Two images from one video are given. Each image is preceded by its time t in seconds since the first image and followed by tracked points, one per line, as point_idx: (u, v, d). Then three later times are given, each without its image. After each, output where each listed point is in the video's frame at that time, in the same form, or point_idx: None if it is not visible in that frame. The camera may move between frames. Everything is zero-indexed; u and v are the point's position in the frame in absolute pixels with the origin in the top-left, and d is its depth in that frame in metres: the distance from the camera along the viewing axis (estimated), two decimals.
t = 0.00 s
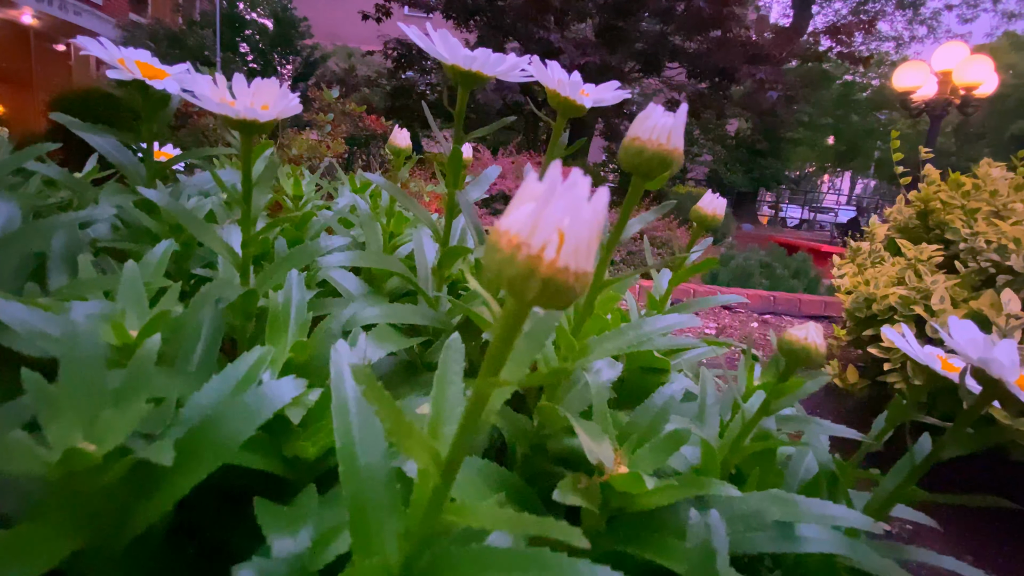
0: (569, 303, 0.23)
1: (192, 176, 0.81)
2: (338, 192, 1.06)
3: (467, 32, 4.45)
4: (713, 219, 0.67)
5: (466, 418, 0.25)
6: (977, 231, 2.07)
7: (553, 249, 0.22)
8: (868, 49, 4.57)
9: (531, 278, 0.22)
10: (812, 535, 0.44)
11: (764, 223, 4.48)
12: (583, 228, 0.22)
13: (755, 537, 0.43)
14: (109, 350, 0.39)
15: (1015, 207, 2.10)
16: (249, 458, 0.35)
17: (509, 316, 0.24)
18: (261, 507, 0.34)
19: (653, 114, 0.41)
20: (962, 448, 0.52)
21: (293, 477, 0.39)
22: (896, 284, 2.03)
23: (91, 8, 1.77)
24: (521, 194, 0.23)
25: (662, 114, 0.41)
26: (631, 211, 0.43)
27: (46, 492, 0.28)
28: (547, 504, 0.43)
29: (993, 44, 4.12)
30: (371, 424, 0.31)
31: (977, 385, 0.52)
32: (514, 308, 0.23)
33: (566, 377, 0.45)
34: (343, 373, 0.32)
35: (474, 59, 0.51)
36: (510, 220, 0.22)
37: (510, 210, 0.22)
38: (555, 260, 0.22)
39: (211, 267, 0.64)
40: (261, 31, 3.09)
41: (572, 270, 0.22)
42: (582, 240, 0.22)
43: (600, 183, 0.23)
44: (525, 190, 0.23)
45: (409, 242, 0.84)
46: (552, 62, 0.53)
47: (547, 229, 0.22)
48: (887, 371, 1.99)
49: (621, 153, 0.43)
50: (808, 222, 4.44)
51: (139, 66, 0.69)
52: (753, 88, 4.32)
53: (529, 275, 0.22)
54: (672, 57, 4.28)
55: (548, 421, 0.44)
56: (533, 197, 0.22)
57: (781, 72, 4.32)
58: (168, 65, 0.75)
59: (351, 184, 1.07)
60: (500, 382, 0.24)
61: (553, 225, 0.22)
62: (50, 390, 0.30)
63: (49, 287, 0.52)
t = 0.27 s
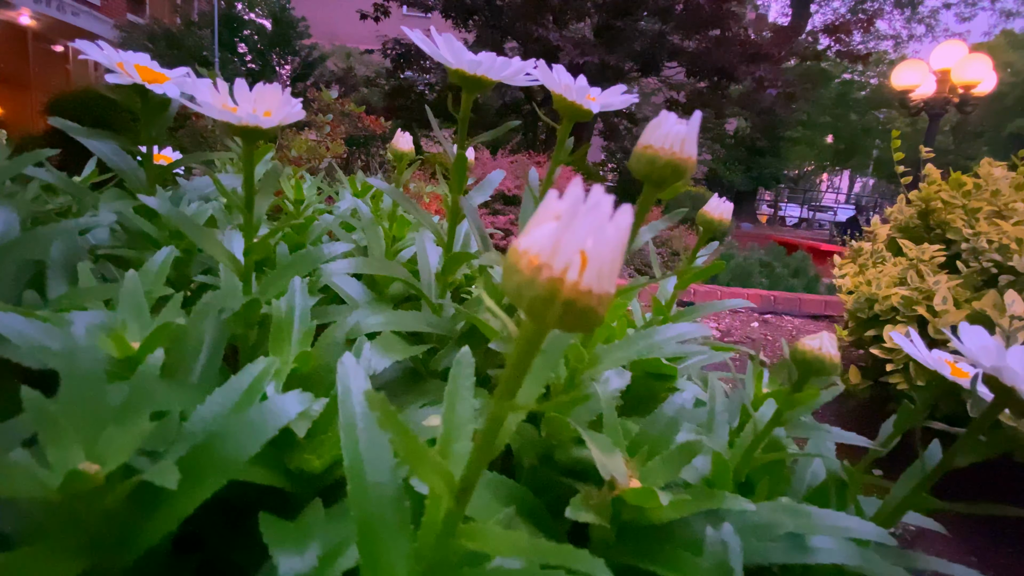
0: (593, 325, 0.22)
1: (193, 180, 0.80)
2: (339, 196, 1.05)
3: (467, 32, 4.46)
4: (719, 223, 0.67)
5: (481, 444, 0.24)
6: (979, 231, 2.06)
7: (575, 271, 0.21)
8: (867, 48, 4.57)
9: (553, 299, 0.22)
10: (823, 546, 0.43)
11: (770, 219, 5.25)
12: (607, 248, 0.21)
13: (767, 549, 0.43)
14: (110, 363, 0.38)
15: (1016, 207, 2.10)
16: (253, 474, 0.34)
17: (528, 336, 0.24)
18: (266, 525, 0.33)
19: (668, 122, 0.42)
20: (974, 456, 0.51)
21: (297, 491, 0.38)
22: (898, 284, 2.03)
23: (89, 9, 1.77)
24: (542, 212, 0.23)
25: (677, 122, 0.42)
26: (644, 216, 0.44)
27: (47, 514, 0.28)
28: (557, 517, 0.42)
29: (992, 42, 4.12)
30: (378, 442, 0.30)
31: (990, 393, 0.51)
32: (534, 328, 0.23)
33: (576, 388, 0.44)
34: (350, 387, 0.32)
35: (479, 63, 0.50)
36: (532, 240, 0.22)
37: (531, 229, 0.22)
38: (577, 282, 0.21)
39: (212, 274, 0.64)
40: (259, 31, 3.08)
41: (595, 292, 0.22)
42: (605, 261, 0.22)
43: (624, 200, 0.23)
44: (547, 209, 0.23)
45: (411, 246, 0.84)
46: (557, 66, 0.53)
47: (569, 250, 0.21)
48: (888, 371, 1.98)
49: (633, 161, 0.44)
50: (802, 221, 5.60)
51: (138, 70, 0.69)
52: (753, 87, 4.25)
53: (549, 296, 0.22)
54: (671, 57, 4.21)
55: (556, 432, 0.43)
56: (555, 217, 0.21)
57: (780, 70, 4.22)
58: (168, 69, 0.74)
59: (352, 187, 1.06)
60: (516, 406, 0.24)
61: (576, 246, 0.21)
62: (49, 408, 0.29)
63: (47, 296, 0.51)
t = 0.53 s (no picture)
0: (616, 345, 0.23)
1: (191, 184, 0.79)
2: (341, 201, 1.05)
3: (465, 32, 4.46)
4: (726, 228, 0.66)
5: (497, 465, 0.25)
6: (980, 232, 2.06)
7: (598, 292, 0.22)
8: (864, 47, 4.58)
9: (575, 323, 0.22)
10: (836, 558, 0.43)
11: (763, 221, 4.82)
12: (630, 270, 0.22)
13: (780, 561, 0.42)
14: (109, 375, 0.37)
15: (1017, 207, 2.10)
16: (255, 490, 0.34)
17: (546, 354, 0.24)
18: (271, 542, 0.32)
19: (680, 129, 0.44)
20: (985, 463, 0.51)
21: (301, 505, 0.37)
22: (899, 285, 2.02)
23: (86, 10, 1.76)
24: (564, 229, 0.24)
25: (686, 130, 0.44)
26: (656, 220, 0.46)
27: (43, 536, 0.27)
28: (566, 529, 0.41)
29: (988, 41, 4.14)
30: (384, 458, 0.30)
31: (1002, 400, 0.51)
32: (555, 349, 0.24)
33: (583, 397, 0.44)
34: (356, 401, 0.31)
35: (484, 67, 0.49)
36: (553, 259, 0.22)
37: (554, 247, 0.23)
38: (599, 305, 0.22)
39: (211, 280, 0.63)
40: (257, 32, 3.08)
41: (617, 313, 0.22)
42: (628, 282, 0.22)
43: (646, 220, 0.23)
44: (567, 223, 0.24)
45: (412, 250, 0.83)
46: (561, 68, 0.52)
47: (592, 272, 0.22)
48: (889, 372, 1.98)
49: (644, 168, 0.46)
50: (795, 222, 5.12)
51: (136, 73, 0.68)
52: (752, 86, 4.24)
53: (573, 320, 0.23)
54: (670, 56, 4.24)
55: (563, 442, 0.42)
56: (578, 237, 0.22)
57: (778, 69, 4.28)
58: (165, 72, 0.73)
59: (353, 191, 1.06)
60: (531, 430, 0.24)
61: (599, 268, 0.22)
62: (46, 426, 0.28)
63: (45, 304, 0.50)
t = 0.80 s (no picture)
0: (637, 382, 0.23)
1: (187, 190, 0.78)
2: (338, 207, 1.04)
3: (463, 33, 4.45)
4: (731, 235, 0.65)
5: (503, 512, 0.26)
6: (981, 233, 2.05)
7: (621, 328, 0.22)
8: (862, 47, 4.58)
9: (597, 360, 0.22)
10: None
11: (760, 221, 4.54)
12: (652, 307, 0.22)
13: None
14: (96, 396, 0.35)
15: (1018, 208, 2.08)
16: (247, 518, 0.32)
17: (561, 389, 0.24)
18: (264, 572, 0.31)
19: (694, 140, 0.44)
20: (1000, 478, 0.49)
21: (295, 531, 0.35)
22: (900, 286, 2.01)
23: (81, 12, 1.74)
24: (581, 260, 0.23)
25: (699, 140, 0.44)
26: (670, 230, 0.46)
27: None
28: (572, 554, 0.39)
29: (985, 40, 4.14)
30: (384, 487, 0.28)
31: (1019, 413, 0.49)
32: (572, 386, 0.24)
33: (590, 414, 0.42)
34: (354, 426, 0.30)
35: (484, 73, 0.48)
36: (574, 292, 0.22)
37: (572, 281, 0.23)
38: (623, 341, 0.22)
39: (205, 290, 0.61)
40: (254, 33, 3.08)
41: (640, 350, 0.22)
42: (651, 317, 0.22)
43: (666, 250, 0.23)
44: (584, 255, 0.24)
45: (412, 255, 0.82)
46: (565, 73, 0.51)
47: (614, 308, 0.22)
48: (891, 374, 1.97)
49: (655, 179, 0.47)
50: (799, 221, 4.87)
51: (128, 78, 0.66)
52: (750, 85, 4.29)
53: (593, 357, 0.22)
54: (668, 56, 4.26)
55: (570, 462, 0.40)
56: (597, 272, 0.22)
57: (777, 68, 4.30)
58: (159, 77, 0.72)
59: (350, 197, 1.05)
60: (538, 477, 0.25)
61: (619, 305, 0.22)
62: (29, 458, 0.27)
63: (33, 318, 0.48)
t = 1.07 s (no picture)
0: (663, 447, 0.22)
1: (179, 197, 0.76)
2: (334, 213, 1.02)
3: (461, 34, 4.46)
4: (739, 244, 0.63)
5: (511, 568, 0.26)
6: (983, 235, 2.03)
7: (646, 391, 0.21)
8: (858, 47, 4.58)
9: (620, 423, 0.21)
10: None
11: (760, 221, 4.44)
12: (681, 366, 0.21)
13: None
14: (74, 425, 0.33)
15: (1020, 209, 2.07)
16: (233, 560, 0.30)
17: (578, 447, 0.23)
18: None
19: (708, 153, 0.40)
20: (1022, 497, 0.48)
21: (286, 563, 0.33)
22: (902, 289, 2.00)
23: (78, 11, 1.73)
24: (604, 308, 0.22)
25: (718, 154, 0.40)
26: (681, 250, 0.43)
27: None
28: None
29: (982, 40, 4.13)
30: (379, 525, 0.27)
31: None
32: (590, 444, 0.23)
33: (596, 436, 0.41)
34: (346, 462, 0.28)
35: (484, 79, 0.46)
36: (592, 347, 0.21)
37: (594, 334, 0.22)
38: (648, 405, 0.21)
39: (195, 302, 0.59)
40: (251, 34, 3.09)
41: (667, 413, 0.21)
42: (679, 376, 0.21)
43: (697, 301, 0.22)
44: (605, 300, 0.23)
45: (409, 265, 0.80)
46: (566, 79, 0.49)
47: (639, 367, 0.21)
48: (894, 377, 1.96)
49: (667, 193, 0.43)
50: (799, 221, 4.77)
51: (114, 83, 0.64)
52: (749, 85, 4.36)
53: (615, 420, 0.21)
54: (665, 57, 4.26)
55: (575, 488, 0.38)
56: (623, 327, 0.21)
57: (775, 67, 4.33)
58: (147, 82, 0.70)
59: (347, 203, 1.04)
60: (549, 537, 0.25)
61: (646, 364, 0.21)
62: None
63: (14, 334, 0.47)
